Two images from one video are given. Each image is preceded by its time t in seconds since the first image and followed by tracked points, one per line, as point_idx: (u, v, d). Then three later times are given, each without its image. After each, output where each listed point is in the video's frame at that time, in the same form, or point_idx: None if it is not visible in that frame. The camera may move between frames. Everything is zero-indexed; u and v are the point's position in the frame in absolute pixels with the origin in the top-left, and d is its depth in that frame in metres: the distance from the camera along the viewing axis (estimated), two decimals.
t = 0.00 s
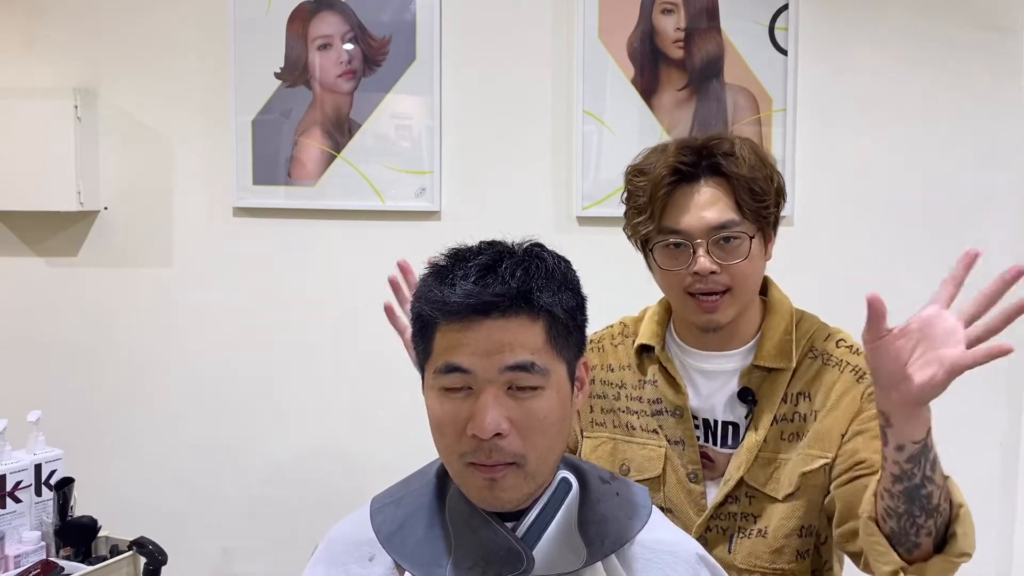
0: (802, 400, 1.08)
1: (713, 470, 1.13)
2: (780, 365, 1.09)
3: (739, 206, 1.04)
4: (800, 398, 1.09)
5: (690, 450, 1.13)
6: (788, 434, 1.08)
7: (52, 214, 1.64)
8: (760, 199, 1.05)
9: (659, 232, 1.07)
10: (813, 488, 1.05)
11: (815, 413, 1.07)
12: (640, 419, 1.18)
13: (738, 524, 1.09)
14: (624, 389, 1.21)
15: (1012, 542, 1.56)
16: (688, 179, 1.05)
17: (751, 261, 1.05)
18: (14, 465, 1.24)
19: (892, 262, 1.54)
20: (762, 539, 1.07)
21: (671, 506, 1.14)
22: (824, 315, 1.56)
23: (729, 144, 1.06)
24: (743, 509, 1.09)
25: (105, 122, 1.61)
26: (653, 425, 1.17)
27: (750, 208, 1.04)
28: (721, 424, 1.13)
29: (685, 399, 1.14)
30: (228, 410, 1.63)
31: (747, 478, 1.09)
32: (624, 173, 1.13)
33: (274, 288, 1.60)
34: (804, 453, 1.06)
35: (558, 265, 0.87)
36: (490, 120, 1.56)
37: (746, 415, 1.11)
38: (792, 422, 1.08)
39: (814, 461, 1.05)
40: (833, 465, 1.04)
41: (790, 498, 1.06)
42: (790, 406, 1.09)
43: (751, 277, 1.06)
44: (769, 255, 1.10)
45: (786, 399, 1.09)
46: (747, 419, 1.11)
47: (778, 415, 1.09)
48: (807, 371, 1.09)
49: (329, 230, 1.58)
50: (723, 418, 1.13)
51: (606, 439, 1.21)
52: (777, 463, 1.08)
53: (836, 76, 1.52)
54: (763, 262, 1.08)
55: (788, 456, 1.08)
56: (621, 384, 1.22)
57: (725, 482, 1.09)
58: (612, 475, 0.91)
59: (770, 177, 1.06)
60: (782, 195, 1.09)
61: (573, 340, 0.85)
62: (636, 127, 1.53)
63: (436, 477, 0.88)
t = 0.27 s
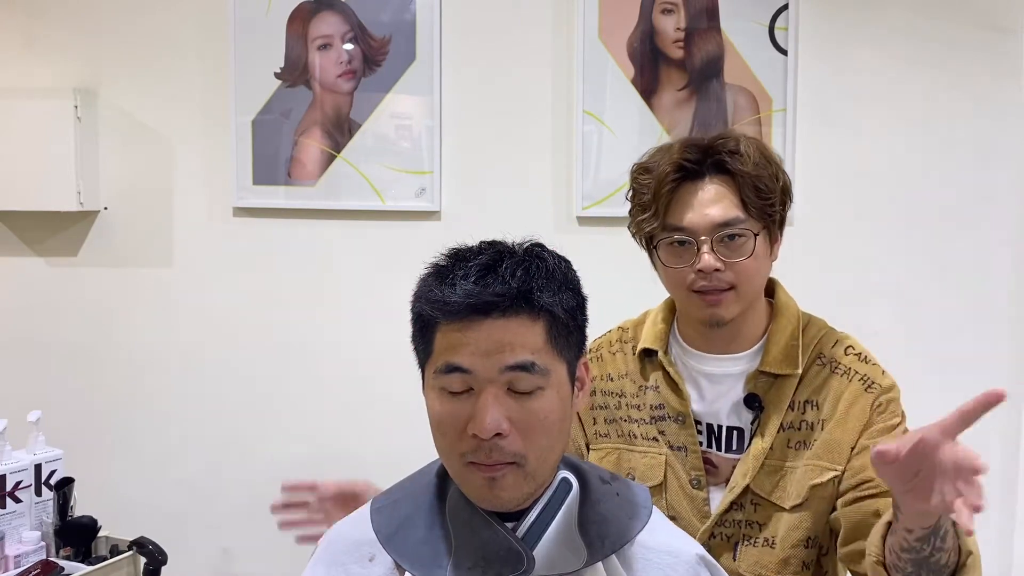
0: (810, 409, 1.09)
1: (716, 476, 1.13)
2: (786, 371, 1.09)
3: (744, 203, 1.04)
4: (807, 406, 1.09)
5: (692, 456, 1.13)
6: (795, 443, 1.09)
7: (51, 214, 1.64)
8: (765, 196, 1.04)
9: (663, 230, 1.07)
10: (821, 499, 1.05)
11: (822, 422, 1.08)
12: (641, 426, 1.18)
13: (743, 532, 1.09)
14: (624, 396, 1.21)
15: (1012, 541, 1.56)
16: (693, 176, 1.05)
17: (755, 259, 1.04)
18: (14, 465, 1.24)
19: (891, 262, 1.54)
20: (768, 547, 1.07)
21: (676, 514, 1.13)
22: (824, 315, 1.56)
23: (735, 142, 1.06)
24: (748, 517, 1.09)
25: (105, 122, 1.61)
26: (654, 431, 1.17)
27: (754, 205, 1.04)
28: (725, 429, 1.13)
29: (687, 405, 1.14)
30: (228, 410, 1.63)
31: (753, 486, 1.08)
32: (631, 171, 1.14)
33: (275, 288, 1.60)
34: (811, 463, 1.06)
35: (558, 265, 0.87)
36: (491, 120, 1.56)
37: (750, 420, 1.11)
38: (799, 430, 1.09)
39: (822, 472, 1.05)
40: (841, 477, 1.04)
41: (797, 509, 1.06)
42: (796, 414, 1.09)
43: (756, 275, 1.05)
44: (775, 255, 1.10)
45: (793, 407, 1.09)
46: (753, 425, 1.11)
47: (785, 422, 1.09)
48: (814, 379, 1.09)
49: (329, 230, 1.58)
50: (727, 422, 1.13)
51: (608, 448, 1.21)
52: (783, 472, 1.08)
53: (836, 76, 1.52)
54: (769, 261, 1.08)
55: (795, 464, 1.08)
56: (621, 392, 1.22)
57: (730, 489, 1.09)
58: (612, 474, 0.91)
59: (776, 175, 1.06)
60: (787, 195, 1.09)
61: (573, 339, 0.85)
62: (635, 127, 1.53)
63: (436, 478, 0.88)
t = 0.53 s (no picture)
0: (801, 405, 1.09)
1: (714, 477, 1.13)
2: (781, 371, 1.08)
3: (748, 218, 1.03)
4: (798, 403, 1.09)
5: (688, 460, 1.13)
6: (787, 440, 1.09)
7: (51, 214, 1.64)
8: (769, 210, 1.04)
9: (666, 241, 1.06)
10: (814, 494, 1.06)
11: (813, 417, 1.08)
12: (638, 432, 1.18)
13: (740, 532, 1.09)
14: (622, 402, 1.22)
15: (1013, 541, 1.56)
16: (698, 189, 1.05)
17: (757, 274, 1.04)
18: (14, 465, 1.24)
19: (891, 262, 1.54)
20: (765, 547, 1.07)
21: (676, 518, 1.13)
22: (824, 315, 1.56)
23: (740, 153, 1.06)
24: (744, 516, 1.09)
25: (105, 122, 1.61)
26: (650, 437, 1.17)
27: (759, 220, 1.04)
28: (721, 430, 1.13)
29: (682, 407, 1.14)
30: (228, 410, 1.63)
31: (747, 485, 1.09)
32: (632, 177, 1.13)
33: (275, 288, 1.60)
34: (803, 459, 1.07)
35: (557, 265, 0.87)
36: (491, 120, 1.56)
37: (747, 421, 1.11)
38: (791, 427, 1.09)
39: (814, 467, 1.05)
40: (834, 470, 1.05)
41: (789, 505, 1.07)
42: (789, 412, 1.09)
43: (757, 288, 1.05)
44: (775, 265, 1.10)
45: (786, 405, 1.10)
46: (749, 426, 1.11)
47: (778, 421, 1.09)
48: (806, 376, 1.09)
49: (329, 230, 1.58)
50: (723, 424, 1.13)
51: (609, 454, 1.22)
52: (776, 470, 1.08)
53: (836, 76, 1.52)
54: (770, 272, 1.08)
55: (788, 462, 1.08)
56: (619, 398, 1.22)
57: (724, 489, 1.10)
58: (612, 475, 0.91)
59: (780, 187, 1.06)
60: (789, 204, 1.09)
61: (572, 339, 0.85)
62: (635, 127, 1.53)
63: (436, 478, 0.88)
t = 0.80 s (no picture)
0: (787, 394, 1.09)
1: (708, 472, 1.13)
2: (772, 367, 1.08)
3: (740, 212, 1.03)
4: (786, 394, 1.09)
5: (684, 454, 1.13)
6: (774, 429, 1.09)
7: (51, 214, 1.64)
8: (762, 205, 1.04)
9: (659, 236, 1.07)
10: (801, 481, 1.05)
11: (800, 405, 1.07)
12: (636, 427, 1.18)
13: (732, 524, 1.09)
14: (621, 397, 1.21)
15: (1012, 541, 1.56)
16: (691, 183, 1.05)
17: (750, 267, 1.04)
18: (14, 465, 1.24)
19: (891, 262, 1.54)
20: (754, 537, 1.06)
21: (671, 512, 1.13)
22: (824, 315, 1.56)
23: (732, 148, 1.06)
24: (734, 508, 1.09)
25: (105, 122, 1.61)
26: (648, 432, 1.17)
27: (751, 215, 1.04)
28: (715, 426, 1.13)
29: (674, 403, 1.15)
30: (227, 410, 1.63)
31: (735, 476, 1.08)
32: (628, 174, 1.14)
33: (274, 288, 1.60)
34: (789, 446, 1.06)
35: (557, 266, 0.87)
36: (490, 120, 1.56)
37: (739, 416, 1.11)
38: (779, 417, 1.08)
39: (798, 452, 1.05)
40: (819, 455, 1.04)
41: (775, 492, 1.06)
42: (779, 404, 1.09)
43: (750, 283, 1.05)
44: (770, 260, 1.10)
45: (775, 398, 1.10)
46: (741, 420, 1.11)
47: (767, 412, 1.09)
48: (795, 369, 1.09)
49: (329, 230, 1.58)
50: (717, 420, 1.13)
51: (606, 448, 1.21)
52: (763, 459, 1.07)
53: (837, 76, 1.52)
54: (763, 267, 1.08)
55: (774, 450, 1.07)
56: (618, 392, 1.22)
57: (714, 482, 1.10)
58: (612, 475, 0.91)
59: (773, 183, 1.06)
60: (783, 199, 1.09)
61: (572, 340, 0.85)
62: (635, 127, 1.53)
63: (436, 478, 0.88)
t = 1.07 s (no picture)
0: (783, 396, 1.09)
1: (707, 473, 1.13)
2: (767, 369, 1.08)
3: (718, 210, 1.04)
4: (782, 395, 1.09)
5: (682, 455, 1.13)
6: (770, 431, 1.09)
7: (51, 214, 1.64)
8: (739, 202, 1.05)
9: (641, 240, 1.07)
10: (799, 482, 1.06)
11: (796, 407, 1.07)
12: (633, 428, 1.19)
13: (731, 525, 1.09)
14: (618, 399, 1.22)
15: (1012, 541, 1.56)
16: (666, 185, 1.06)
17: (733, 264, 1.04)
18: (14, 465, 1.24)
19: (891, 262, 1.54)
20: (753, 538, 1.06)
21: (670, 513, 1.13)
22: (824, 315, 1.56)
23: (707, 149, 1.08)
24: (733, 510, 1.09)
25: (105, 122, 1.61)
26: (645, 433, 1.17)
27: (729, 211, 1.04)
28: (713, 429, 1.13)
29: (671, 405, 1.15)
30: (227, 410, 1.63)
31: (733, 477, 1.09)
32: (608, 184, 1.15)
33: (274, 288, 1.60)
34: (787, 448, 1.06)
35: (558, 267, 0.87)
36: (491, 120, 1.56)
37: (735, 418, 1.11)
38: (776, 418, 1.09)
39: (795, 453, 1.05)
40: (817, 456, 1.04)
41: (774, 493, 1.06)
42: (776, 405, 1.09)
43: (736, 280, 1.05)
44: (754, 258, 1.10)
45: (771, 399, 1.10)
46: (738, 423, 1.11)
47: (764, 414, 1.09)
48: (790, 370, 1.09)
49: (329, 230, 1.58)
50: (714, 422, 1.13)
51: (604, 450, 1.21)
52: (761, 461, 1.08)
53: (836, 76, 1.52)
54: (748, 264, 1.07)
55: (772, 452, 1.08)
56: (615, 394, 1.22)
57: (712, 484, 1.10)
58: (612, 475, 0.91)
59: (749, 179, 1.07)
60: (762, 197, 1.09)
61: (573, 340, 0.85)
62: (636, 127, 1.53)
63: (436, 478, 0.88)
